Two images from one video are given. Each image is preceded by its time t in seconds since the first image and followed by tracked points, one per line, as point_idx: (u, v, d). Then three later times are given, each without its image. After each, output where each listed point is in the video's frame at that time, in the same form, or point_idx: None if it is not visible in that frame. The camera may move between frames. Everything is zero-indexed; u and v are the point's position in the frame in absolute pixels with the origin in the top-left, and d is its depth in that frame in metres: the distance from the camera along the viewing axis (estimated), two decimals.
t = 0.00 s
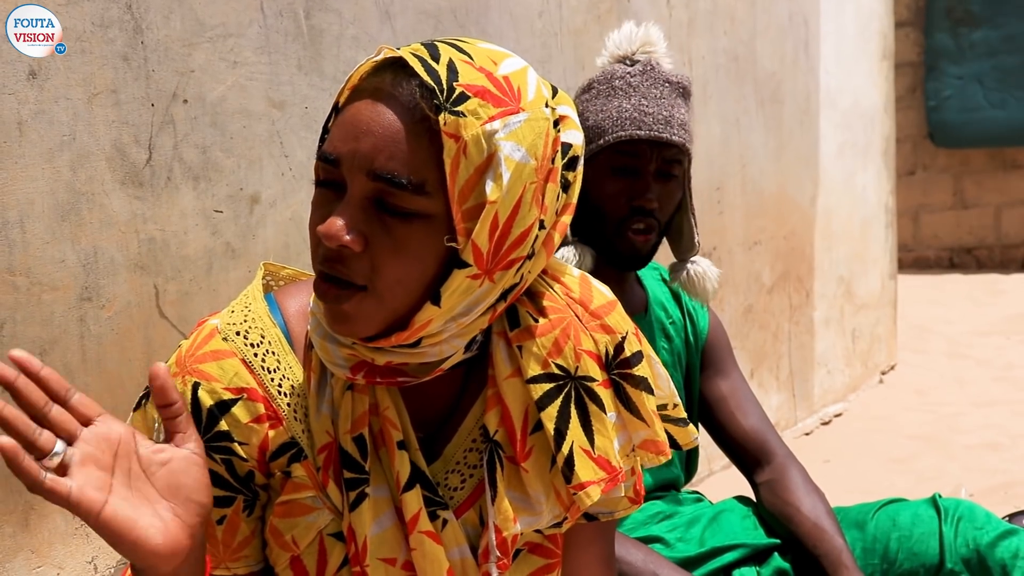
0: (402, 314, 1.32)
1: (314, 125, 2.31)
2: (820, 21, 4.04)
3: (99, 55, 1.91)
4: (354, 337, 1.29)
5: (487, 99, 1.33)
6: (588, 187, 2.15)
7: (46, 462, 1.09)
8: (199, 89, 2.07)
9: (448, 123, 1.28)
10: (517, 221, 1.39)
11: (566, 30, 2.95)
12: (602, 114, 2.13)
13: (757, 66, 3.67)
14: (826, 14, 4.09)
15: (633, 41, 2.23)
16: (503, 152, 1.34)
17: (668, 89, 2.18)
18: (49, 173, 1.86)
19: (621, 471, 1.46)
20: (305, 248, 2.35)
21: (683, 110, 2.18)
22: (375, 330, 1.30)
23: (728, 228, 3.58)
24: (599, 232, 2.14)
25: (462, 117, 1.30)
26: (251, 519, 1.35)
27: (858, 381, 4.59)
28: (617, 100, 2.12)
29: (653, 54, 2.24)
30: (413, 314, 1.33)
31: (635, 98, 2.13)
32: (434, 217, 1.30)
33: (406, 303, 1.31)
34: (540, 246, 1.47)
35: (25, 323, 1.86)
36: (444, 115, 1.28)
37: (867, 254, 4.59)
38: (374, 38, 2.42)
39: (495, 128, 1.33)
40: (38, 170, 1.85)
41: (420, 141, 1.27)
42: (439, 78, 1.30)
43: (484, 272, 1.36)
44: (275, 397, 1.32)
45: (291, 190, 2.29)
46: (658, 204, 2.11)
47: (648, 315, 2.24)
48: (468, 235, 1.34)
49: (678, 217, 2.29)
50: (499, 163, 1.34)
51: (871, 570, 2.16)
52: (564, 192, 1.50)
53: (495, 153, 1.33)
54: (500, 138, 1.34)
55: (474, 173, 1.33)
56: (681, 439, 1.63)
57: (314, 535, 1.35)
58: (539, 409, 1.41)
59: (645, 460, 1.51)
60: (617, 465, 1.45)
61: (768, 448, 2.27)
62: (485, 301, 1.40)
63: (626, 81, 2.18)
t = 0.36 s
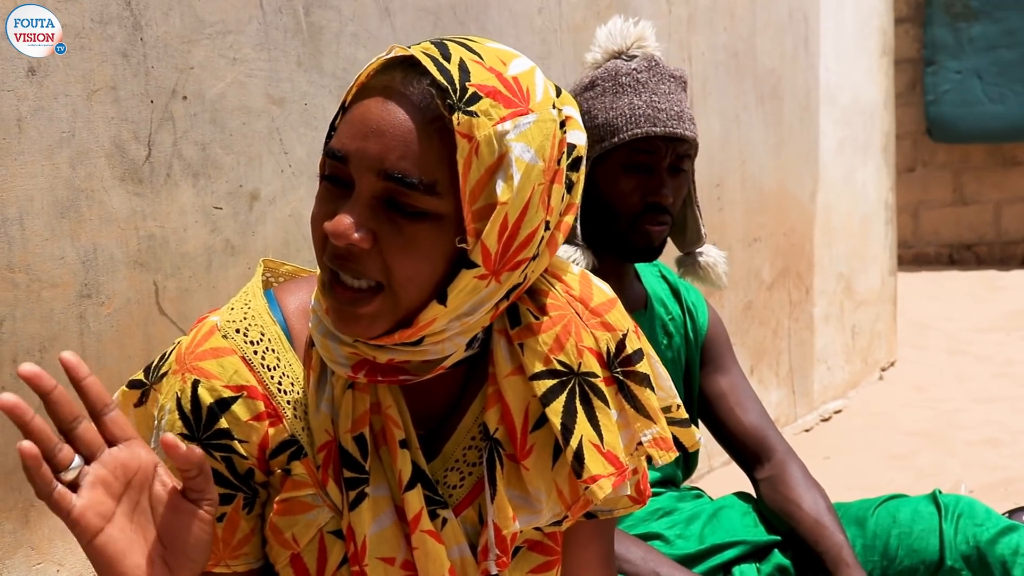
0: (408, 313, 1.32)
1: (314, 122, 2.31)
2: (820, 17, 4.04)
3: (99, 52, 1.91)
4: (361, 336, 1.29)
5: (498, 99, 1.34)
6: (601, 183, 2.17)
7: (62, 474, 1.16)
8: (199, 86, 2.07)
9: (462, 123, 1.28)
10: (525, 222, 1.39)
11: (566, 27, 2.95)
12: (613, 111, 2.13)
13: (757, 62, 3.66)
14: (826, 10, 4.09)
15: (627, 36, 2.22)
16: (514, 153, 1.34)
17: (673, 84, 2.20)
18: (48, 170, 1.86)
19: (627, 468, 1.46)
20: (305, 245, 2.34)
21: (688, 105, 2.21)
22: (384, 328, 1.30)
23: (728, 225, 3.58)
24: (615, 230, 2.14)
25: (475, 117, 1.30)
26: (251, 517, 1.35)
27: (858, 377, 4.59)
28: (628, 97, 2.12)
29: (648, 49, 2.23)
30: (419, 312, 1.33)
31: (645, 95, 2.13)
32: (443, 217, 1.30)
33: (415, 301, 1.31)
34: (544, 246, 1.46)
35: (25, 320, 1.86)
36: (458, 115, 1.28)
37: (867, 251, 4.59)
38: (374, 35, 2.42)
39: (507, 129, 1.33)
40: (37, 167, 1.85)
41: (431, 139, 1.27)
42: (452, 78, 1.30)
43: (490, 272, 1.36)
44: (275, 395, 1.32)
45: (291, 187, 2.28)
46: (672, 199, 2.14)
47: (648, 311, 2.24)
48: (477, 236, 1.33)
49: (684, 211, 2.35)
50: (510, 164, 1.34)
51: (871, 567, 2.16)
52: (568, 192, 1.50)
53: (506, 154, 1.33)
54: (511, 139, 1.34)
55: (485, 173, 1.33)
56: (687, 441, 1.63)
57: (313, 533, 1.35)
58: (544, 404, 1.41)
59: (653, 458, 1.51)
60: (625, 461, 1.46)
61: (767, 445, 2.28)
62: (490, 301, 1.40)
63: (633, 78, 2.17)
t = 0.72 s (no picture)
0: (408, 318, 1.32)
1: (314, 122, 2.31)
2: (820, 18, 4.04)
3: (99, 52, 1.91)
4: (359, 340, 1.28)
5: (498, 103, 1.34)
6: (606, 185, 2.16)
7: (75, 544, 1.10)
8: (199, 86, 2.07)
9: (463, 128, 1.28)
10: (525, 225, 1.39)
11: (566, 26, 2.95)
12: (619, 114, 2.13)
13: (758, 62, 3.66)
14: (826, 10, 4.09)
15: (628, 36, 2.23)
16: (514, 157, 1.34)
17: (677, 86, 2.21)
18: (48, 170, 1.86)
19: (626, 470, 1.46)
20: (305, 245, 2.34)
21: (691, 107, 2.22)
22: (383, 333, 1.29)
23: (728, 225, 3.58)
24: (621, 232, 2.14)
25: (476, 122, 1.30)
26: (251, 517, 1.35)
27: (858, 377, 4.59)
28: (635, 100, 2.12)
29: (649, 50, 2.25)
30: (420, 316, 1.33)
31: (651, 97, 2.13)
32: (444, 222, 1.30)
33: (415, 305, 1.31)
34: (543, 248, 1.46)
35: (25, 320, 1.86)
36: (460, 120, 1.28)
37: (867, 250, 4.59)
38: (374, 34, 2.41)
39: (507, 132, 1.34)
40: (38, 167, 1.84)
41: (431, 144, 1.27)
42: (453, 83, 1.30)
43: (488, 274, 1.37)
44: (274, 395, 1.32)
45: (291, 187, 2.28)
46: (678, 201, 2.14)
47: (648, 311, 2.24)
48: (474, 239, 1.34)
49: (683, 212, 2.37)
50: (510, 168, 1.34)
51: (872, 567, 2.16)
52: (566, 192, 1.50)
53: (507, 158, 1.34)
54: (511, 143, 1.34)
55: (485, 178, 1.33)
56: (691, 449, 1.65)
57: (314, 533, 1.35)
58: (543, 405, 1.41)
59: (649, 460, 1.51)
60: (622, 463, 1.46)
61: (769, 444, 2.28)
62: (490, 302, 1.40)
63: (638, 80, 2.17)
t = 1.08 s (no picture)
0: (413, 318, 1.32)
1: (316, 123, 2.31)
2: (821, 17, 4.04)
3: (100, 53, 1.91)
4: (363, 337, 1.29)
5: (505, 105, 1.34)
6: (619, 180, 2.17)
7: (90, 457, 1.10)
8: (200, 87, 2.07)
9: (472, 130, 1.29)
10: (531, 226, 1.40)
11: (567, 26, 2.95)
12: (629, 110, 2.13)
13: (759, 62, 3.67)
14: (827, 10, 4.09)
15: (620, 36, 2.23)
16: (521, 159, 1.35)
17: (678, 79, 2.24)
18: (50, 171, 1.86)
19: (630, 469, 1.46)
20: (307, 245, 2.34)
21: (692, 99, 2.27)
22: (389, 331, 1.30)
23: (729, 225, 3.58)
24: (637, 228, 2.17)
25: (485, 124, 1.30)
26: (252, 517, 1.35)
27: (859, 377, 4.59)
28: (644, 95, 2.13)
29: (642, 50, 2.25)
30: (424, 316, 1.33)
31: (659, 91, 2.16)
32: (450, 223, 1.30)
33: (420, 305, 1.31)
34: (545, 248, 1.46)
35: (27, 320, 1.86)
36: (469, 122, 1.29)
37: (868, 251, 4.59)
38: (376, 35, 2.42)
39: (514, 134, 1.34)
40: (39, 168, 1.85)
41: (438, 145, 1.27)
42: (461, 85, 1.30)
43: (496, 277, 1.37)
44: (275, 395, 1.32)
45: (293, 188, 2.28)
46: (689, 192, 2.18)
47: (648, 310, 2.26)
48: (483, 240, 1.34)
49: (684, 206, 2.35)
50: (518, 170, 1.35)
51: (873, 566, 2.16)
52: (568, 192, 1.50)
53: (514, 159, 1.34)
54: (518, 145, 1.35)
55: (493, 179, 1.33)
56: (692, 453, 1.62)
57: (315, 534, 1.35)
58: (547, 403, 1.41)
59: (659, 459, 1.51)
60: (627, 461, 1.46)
61: (768, 443, 2.27)
62: (495, 304, 1.40)
63: (644, 75, 2.18)
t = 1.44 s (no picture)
0: (411, 317, 1.32)
1: (314, 122, 2.31)
2: (820, 16, 4.03)
3: (99, 52, 1.91)
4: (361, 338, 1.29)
5: (501, 102, 1.34)
6: (619, 177, 2.16)
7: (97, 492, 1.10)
8: (199, 86, 2.07)
9: (468, 128, 1.29)
10: (526, 223, 1.40)
11: (566, 25, 2.95)
12: (629, 105, 2.13)
13: (758, 61, 3.66)
14: (826, 8, 4.09)
15: (615, 36, 2.24)
16: (517, 156, 1.35)
17: (676, 76, 2.24)
18: (48, 170, 1.86)
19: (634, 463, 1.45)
20: (305, 244, 2.34)
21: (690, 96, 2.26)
22: (386, 333, 1.30)
23: (728, 224, 3.58)
24: (638, 224, 2.16)
25: (481, 122, 1.30)
26: (251, 518, 1.35)
27: (858, 375, 4.59)
28: (643, 90, 2.13)
29: (638, 48, 2.26)
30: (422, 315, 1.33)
31: (658, 87, 2.15)
32: (448, 221, 1.30)
33: (417, 305, 1.31)
34: (542, 245, 1.46)
35: (25, 320, 1.86)
36: (464, 120, 1.28)
37: (868, 249, 4.59)
38: (375, 33, 2.41)
39: (510, 132, 1.34)
40: (37, 167, 1.84)
41: (434, 144, 1.27)
42: (456, 83, 1.30)
43: (491, 274, 1.37)
44: (274, 395, 1.32)
45: (291, 186, 2.28)
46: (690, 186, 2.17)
47: (649, 309, 2.26)
48: (478, 238, 1.34)
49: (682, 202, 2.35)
50: (513, 167, 1.35)
51: (873, 565, 2.16)
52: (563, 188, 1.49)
53: (510, 156, 1.34)
54: (514, 142, 1.35)
55: (489, 177, 1.33)
56: (690, 446, 1.62)
57: (314, 533, 1.35)
58: (549, 398, 1.40)
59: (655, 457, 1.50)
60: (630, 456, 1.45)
61: (769, 443, 2.27)
62: (491, 301, 1.40)
63: (643, 72, 2.18)
